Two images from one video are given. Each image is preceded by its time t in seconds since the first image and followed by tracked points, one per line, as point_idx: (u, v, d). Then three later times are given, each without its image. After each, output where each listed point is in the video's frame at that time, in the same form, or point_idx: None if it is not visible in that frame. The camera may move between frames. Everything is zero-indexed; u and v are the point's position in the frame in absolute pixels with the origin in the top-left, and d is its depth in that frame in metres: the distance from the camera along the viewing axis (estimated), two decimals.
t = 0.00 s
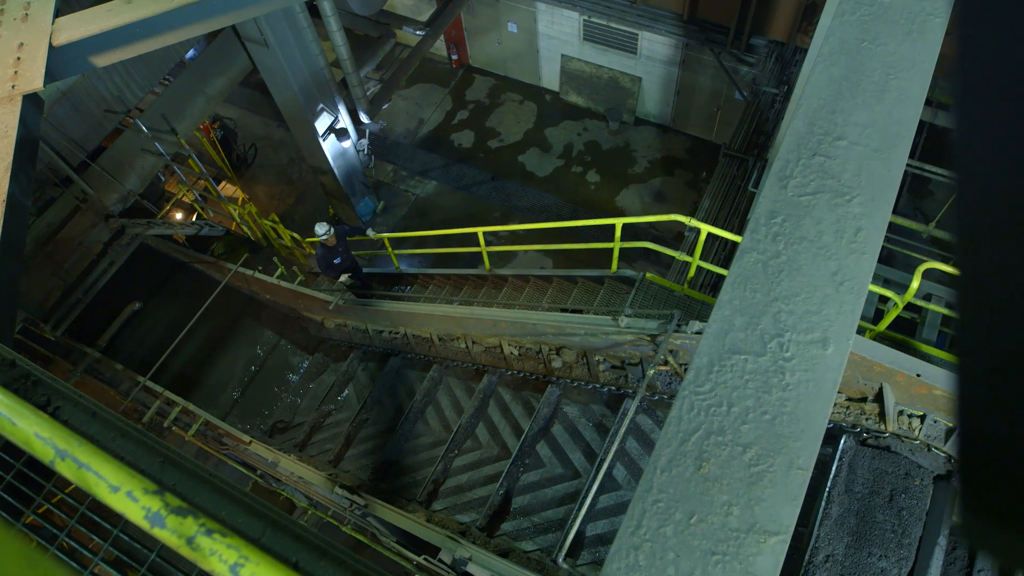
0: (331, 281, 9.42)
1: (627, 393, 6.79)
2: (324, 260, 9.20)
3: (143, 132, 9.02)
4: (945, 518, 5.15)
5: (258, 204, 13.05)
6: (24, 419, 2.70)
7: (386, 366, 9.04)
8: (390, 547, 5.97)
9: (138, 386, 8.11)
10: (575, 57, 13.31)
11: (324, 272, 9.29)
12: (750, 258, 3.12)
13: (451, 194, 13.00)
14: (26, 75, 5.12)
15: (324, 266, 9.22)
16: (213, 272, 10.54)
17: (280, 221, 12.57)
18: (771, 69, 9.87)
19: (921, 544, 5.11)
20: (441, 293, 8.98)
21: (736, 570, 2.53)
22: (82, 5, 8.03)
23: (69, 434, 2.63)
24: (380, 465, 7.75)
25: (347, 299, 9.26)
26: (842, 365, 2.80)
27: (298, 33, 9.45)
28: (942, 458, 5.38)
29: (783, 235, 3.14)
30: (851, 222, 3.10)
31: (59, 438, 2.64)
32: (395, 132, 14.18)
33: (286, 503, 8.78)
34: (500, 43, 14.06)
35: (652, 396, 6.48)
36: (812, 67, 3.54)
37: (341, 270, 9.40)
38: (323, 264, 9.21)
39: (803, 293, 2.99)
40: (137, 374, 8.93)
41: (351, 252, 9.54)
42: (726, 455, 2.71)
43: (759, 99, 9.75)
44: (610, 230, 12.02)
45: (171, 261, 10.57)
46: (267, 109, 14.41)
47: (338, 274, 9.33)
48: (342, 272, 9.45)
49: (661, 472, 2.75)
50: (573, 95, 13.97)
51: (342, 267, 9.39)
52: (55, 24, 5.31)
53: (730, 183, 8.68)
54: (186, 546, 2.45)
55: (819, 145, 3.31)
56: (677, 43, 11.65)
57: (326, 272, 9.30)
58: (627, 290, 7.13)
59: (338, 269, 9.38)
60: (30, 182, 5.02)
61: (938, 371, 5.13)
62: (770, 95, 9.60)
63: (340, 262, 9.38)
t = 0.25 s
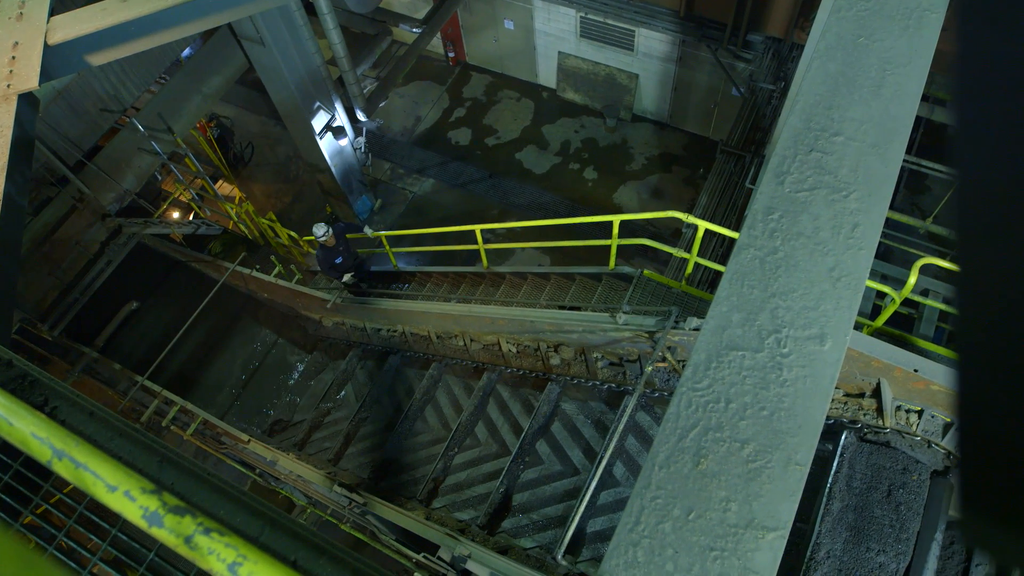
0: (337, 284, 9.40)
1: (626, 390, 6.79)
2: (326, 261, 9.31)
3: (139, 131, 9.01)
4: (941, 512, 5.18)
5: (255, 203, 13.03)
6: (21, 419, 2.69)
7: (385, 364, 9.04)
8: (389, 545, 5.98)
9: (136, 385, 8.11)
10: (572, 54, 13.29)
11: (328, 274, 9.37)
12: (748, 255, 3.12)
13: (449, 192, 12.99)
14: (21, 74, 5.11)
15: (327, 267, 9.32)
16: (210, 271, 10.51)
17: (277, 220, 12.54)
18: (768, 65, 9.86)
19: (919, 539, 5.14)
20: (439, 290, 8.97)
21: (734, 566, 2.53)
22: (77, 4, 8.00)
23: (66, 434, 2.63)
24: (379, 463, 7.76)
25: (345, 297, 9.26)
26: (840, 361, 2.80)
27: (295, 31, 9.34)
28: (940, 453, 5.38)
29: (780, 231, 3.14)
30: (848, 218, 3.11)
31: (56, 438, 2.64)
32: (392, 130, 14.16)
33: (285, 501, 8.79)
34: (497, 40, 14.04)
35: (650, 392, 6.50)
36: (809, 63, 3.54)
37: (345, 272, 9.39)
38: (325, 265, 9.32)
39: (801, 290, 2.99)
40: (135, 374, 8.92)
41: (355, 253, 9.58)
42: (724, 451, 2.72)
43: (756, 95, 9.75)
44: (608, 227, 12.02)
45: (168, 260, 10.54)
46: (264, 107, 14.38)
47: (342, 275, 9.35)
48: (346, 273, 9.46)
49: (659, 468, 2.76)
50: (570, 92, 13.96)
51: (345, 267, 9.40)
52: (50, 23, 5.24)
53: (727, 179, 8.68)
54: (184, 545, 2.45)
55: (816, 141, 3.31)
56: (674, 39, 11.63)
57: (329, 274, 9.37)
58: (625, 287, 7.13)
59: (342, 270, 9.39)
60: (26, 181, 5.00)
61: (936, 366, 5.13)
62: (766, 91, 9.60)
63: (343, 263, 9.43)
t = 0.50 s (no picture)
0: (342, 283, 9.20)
1: (623, 385, 6.81)
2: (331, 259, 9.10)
3: (133, 130, 8.97)
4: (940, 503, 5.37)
5: (250, 201, 12.99)
6: (16, 419, 2.69)
7: (382, 362, 9.03)
8: (388, 543, 5.99)
9: (133, 385, 8.09)
10: (567, 50, 13.28)
11: (333, 273, 9.16)
12: (743, 249, 3.12)
13: (445, 189, 12.97)
14: (12, 73, 5.09)
15: (332, 265, 9.11)
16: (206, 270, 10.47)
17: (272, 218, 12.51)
18: (763, 60, 9.86)
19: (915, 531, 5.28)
20: (436, 288, 8.96)
21: (732, 560, 2.54)
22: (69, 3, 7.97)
23: (61, 434, 2.63)
24: (377, 461, 7.76)
25: (342, 296, 9.25)
26: (836, 354, 2.81)
27: (289, 28, 9.33)
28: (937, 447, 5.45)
29: (776, 226, 3.14)
30: (843, 212, 3.11)
31: (52, 438, 2.64)
32: (387, 127, 14.13)
33: (283, 500, 8.79)
34: (491, 36, 14.01)
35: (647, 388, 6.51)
36: (803, 57, 3.54)
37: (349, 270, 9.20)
38: (331, 264, 9.10)
39: (796, 284, 3.00)
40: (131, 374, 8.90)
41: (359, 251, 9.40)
42: (721, 445, 2.72)
43: (751, 90, 9.75)
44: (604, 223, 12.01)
45: (164, 259, 10.51)
46: (258, 105, 14.33)
47: (347, 274, 9.14)
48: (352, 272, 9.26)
49: (656, 463, 2.76)
50: (565, 88, 13.94)
51: (349, 266, 9.20)
52: (42, 21, 5.25)
53: (723, 174, 8.68)
54: (181, 544, 2.44)
55: (810, 135, 3.32)
56: (669, 34, 11.62)
57: (335, 272, 9.16)
58: (621, 282, 7.13)
59: (346, 269, 9.20)
60: (19, 181, 4.98)
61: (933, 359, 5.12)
62: (762, 86, 9.60)
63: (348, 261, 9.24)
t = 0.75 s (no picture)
0: (344, 279, 9.12)
1: (620, 381, 6.83)
2: (335, 254, 8.99)
3: (127, 130, 8.93)
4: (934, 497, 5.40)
5: (245, 201, 12.95)
6: (10, 420, 2.68)
7: (380, 360, 9.02)
8: (387, 541, 5.99)
9: (129, 386, 8.07)
10: (562, 46, 13.26)
11: (335, 268, 9.05)
12: (739, 244, 3.12)
13: (441, 186, 12.95)
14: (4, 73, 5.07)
15: (335, 260, 9.00)
16: (202, 270, 10.45)
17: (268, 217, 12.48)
18: (757, 55, 9.85)
19: (911, 524, 5.27)
20: (432, 285, 8.96)
21: (730, 555, 2.54)
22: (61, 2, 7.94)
23: (57, 435, 2.61)
24: (375, 459, 7.76)
25: (339, 294, 9.24)
26: (832, 348, 2.81)
27: (283, 27, 9.31)
28: (932, 439, 5.48)
29: (771, 220, 3.15)
30: (838, 206, 3.12)
31: (46, 439, 2.63)
32: (382, 125, 14.10)
33: (282, 498, 8.79)
34: (486, 33, 13.98)
35: (644, 383, 6.53)
36: (798, 52, 3.55)
37: (351, 266, 9.13)
38: (334, 259, 8.99)
39: (792, 278, 3.00)
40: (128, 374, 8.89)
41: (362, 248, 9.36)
42: (718, 440, 2.73)
43: (746, 85, 9.76)
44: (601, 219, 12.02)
45: (160, 259, 10.48)
46: (252, 104, 14.28)
47: (349, 270, 9.06)
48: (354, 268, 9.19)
49: (653, 459, 2.77)
50: (560, 85, 13.93)
51: (353, 261, 9.15)
52: (34, 20, 5.21)
53: (718, 169, 8.68)
54: (178, 544, 2.44)
55: (805, 130, 3.32)
56: (664, 30, 11.62)
57: (338, 268, 9.05)
58: (617, 278, 7.14)
59: (350, 264, 9.16)
60: (11, 181, 4.96)
61: (928, 351, 5.14)
62: (756, 81, 9.60)
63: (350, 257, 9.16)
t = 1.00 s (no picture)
0: (342, 277, 9.16)
1: (616, 377, 6.86)
2: (332, 252, 9.05)
3: (120, 130, 8.89)
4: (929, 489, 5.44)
5: (240, 200, 12.91)
6: (5, 424, 2.67)
7: (377, 360, 9.01)
8: (385, 540, 6.00)
9: (125, 387, 8.05)
10: (555, 43, 13.24)
11: (333, 265, 9.13)
12: (734, 240, 3.13)
13: (436, 185, 12.93)
14: None
15: (333, 257, 9.06)
16: (198, 270, 10.42)
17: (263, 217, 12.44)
18: (751, 50, 9.85)
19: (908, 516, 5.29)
20: (427, 284, 8.95)
21: (727, 550, 2.55)
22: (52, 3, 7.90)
23: (50, 437, 2.62)
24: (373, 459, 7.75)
25: (334, 293, 9.22)
26: (827, 343, 2.82)
27: (275, 25, 9.28)
28: (927, 432, 5.50)
29: (766, 215, 3.15)
30: (832, 200, 3.13)
31: (41, 441, 2.63)
32: (376, 123, 14.06)
33: (280, 498, 8.79)
34: (480, 31, 13.96)
35: (641, 379, 6.55)
36: (791, 46, 3.55)
37: (349, 264, 9.16)
38: (331, 256, 9.06)
39: (787, 273, 3.00)
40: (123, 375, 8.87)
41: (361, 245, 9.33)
42: (714, 436, 2.74)
43: (739, 80, 9.76)
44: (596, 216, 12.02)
45: (155, 260, 10.44)
46: (246, 103, 14.24)
47: (347, 267, 9.10)
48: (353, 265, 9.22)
49: (650, 455, 2.77)
50: (554, 81, 13.92)
51: (351, 259, 9.14)
52: (25, 22, 5.19)
53: (713, 165, 8.69)
54: (174, 545, 2.44)
55: (799, 124, 3.33)
56: (657, 26, 11.62)
57: (335, 265, 9.12)
58: (613, 275, 7.14)
59: (348, 262, 9.16)
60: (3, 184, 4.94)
61: (923, 344, 5.14)
62: (750, 76, 9.61)
63: (349, 254, 9.17)
